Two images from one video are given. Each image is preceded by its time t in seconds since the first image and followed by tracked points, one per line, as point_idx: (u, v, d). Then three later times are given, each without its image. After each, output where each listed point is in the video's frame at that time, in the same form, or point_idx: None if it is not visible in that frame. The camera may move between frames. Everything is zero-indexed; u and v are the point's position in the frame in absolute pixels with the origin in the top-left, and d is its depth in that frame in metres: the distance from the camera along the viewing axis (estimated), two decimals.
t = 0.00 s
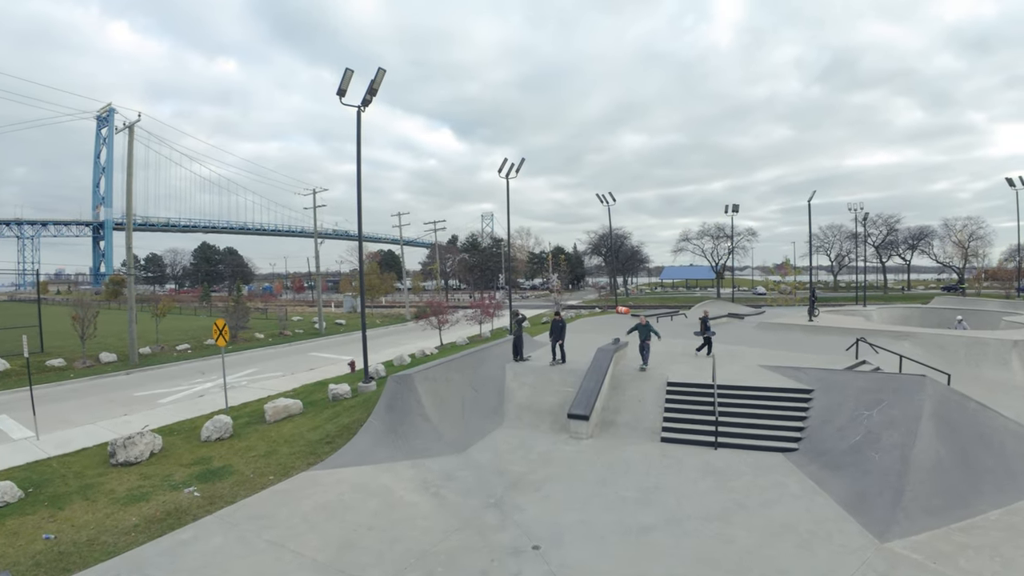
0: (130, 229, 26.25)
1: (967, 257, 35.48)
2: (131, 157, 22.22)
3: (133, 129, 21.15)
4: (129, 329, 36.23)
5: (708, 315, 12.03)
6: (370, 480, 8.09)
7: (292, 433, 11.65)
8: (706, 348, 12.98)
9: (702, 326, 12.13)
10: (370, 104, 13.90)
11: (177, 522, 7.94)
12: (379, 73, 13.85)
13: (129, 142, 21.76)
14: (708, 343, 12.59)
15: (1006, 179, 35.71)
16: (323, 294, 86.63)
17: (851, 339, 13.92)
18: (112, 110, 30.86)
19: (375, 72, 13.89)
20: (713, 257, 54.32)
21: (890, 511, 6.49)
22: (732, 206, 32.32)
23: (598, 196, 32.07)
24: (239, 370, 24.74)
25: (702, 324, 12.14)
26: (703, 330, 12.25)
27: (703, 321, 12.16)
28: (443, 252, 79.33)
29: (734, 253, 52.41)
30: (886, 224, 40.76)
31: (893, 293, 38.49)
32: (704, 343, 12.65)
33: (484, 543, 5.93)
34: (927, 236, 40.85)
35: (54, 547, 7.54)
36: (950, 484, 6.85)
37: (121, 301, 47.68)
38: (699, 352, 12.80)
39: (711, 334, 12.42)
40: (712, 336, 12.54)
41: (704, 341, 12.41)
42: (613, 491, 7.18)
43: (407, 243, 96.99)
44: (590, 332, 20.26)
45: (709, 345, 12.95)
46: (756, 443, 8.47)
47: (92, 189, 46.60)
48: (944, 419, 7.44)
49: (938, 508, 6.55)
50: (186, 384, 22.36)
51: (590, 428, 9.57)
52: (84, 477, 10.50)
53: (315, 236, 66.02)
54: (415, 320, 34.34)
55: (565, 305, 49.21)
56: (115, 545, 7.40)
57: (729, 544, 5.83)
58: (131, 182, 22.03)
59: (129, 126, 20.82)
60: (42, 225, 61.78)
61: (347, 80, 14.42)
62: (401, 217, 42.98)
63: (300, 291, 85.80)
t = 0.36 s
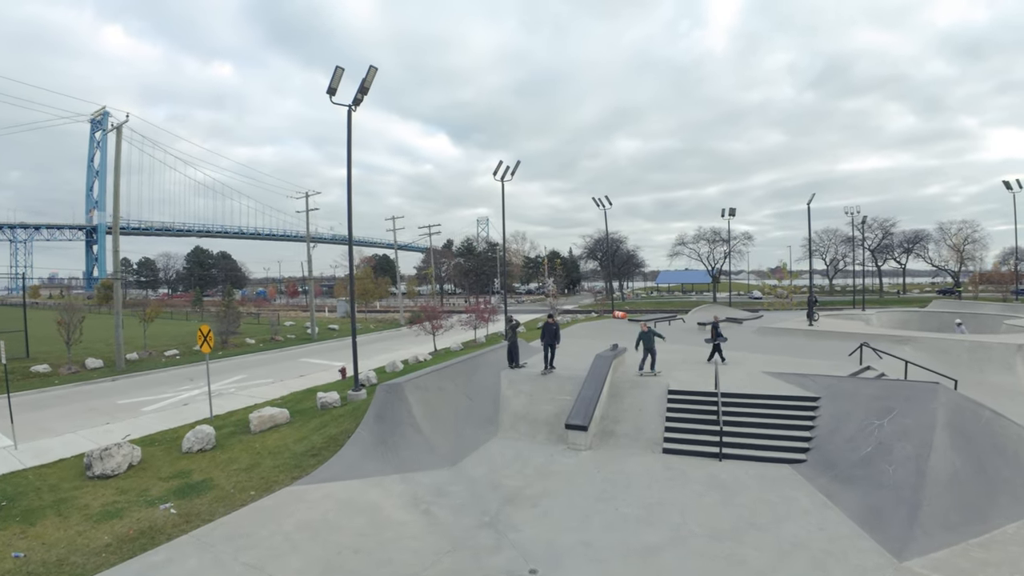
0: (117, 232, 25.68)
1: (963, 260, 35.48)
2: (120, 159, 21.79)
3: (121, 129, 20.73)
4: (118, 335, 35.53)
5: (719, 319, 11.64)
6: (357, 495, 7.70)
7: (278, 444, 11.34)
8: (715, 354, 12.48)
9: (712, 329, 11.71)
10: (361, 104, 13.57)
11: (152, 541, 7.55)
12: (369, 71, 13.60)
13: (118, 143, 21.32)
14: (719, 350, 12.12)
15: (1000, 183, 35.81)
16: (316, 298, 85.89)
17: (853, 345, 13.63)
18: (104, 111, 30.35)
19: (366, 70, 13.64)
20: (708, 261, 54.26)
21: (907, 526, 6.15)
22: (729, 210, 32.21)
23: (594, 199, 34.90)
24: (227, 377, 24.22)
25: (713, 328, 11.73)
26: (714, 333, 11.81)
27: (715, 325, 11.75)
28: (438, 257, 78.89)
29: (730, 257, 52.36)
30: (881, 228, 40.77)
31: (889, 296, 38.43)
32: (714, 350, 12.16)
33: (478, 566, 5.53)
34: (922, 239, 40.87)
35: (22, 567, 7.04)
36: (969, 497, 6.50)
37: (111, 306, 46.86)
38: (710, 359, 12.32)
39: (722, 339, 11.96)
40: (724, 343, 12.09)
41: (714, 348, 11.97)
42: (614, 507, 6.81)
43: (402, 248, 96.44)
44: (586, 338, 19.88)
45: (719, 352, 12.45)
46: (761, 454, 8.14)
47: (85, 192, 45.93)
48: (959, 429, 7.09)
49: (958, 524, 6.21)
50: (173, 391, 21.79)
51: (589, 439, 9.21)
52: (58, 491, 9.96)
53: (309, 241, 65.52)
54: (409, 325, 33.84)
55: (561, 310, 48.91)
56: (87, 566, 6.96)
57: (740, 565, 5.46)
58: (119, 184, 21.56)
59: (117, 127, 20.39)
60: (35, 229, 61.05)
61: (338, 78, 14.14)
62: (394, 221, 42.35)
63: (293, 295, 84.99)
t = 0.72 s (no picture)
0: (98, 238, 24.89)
1: (951, 266, 35.79)
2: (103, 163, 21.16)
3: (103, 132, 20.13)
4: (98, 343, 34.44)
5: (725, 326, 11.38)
6: (340, 518, 7.24)
7: (257, 460, 10.84)
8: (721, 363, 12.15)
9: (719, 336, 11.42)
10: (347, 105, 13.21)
11: (117, 567, 7.02)
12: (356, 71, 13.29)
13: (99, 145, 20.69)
14: (726, 357, 11.81)
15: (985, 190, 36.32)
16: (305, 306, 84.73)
17: (849, 352, 13.39)
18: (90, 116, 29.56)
19: (353, 71, 13.32)
20: (699, 268, 54.32)
21: (922, 543, 5.82)
22: (719, 216, 32.22)
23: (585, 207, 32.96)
24: (210, 387, 23.48)
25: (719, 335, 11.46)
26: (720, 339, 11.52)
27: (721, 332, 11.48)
28: (429, 264, 78.17)
29: (721, 263, 52.52)
30: (870, 234, 41.10)
31: (878, 302, 38.65)
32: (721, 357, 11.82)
33: None
34: (909, 245, 41.27)
35: None
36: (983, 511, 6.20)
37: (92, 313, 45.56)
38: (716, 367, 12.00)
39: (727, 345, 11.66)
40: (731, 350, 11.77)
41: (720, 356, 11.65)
42: (613, 528, 6.44)
43: (392, 254, 95.66)
44: (577, 347, 19.51)
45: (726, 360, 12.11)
46: (763, 468, 7.85)
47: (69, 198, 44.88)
48: (970, 439, 6.79)
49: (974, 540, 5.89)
50: (152, 402, 21.00)
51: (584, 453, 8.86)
52: (23, 510, 9.28)
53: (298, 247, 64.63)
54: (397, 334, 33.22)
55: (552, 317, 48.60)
56: None
57: None
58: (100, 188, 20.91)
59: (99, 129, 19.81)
60: (20, 235, 59.57)
61: (323, 78, 13.79)
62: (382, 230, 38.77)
63: (281, 303, 83.69)
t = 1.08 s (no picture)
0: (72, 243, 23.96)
1: (934, 270, 36.29)
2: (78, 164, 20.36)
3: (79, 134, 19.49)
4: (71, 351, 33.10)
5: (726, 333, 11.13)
6: (317, 541, 6.79)
7: (229, 477, 10.24)
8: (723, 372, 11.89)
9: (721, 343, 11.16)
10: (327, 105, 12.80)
11: None
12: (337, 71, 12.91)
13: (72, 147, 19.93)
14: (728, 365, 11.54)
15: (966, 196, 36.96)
16: (289, 313, 83.23)
17: (840, 357, 13.24)
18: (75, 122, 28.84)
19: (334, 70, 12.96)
20: (686, 273, 54.51)
21: (931, 559, 5.55)
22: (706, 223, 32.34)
23: (573, 211, 33.55)
24: (187, 397, 22.63)
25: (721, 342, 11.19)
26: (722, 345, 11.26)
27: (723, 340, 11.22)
28: (415, 270, 77.35)
29: (707, 269, 52.80)
30: (854, 240, 41.60)
31: (863, 307, 39.02)
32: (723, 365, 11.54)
33: None
34: (893, 251, 41.83)
35: None
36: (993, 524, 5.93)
37: (66, 320, 43.98)
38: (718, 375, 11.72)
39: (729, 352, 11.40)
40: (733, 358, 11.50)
41: (722, 364, 11.37)
42: (607, 548, 6.10)
43: (378, 261, 94.68)
44: (565, 354, 19.14)
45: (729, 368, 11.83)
46: (760, 481, 7.59)
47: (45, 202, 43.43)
48: (974, 448, 6.57)
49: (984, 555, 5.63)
50: (125, 413, 20.09)
51: (574, 467, 8.56)
52: None
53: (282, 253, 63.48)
54: (382, 342, 32.52)
55: (540, 323, 48.30)
56: None
57: None
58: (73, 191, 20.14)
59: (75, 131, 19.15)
60: None
61: (303, 77, 13.40)
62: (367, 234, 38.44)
63: (264, 310, 82.02)
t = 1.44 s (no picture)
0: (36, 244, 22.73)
1: (913, 273, 36.96)
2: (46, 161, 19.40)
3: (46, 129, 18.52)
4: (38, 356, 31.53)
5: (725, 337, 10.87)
6: (288, 565, 6.33)
7: (196, 493, 9.59)
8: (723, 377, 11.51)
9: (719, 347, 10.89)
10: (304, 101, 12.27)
11: None
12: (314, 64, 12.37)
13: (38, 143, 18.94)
14: (726, 370, 11.28)
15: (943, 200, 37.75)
16: (268, 316, 81.32)
17: (828, 360, 13.10)
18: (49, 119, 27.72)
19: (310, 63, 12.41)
20: (670, 276, 54.71)
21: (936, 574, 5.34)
22: (691, 225, 32.40)
23: (557, 212, 32.59)
24: (159, 405, 21.65)
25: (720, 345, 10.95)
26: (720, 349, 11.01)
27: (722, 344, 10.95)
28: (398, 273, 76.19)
29: (691, 272, 53.11)
30: (835, 243, 42.22)
31: (845, 309, 39.56)
32: (720, 370, 11.24)
33: None
34: (872, 254, 42.56)
35: None
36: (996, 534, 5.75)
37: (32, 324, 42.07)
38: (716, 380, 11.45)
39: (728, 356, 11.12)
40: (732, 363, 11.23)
41: (721, 368, 11.10)
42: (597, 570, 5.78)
43: (360, 263, 93.31)
44: (550, 359, 18.75)
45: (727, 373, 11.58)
46: (754, 489, 7.34)
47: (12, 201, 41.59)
48: (974, 455, 6.40)
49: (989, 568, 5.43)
50: (92, 422, 19.04)
51: (562, 479, 8.23)
52: None
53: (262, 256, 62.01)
54: (363, 346, 31.74)
55: (524, 326, 47.98)
56: None
57: None
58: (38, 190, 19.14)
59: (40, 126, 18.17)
60: None
61: (278, 70, 12.81)
62: (348, 236, 37.69)
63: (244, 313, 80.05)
